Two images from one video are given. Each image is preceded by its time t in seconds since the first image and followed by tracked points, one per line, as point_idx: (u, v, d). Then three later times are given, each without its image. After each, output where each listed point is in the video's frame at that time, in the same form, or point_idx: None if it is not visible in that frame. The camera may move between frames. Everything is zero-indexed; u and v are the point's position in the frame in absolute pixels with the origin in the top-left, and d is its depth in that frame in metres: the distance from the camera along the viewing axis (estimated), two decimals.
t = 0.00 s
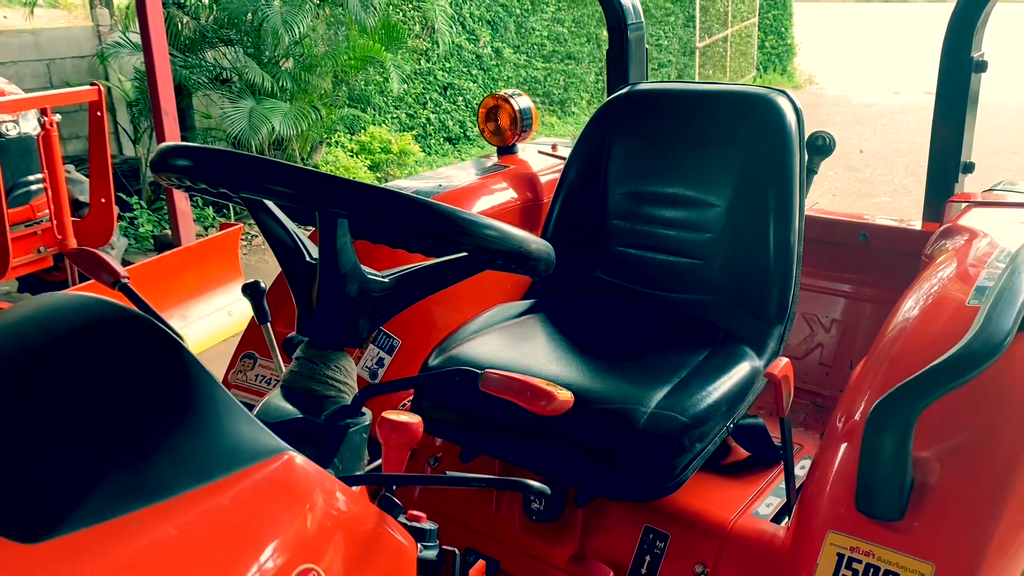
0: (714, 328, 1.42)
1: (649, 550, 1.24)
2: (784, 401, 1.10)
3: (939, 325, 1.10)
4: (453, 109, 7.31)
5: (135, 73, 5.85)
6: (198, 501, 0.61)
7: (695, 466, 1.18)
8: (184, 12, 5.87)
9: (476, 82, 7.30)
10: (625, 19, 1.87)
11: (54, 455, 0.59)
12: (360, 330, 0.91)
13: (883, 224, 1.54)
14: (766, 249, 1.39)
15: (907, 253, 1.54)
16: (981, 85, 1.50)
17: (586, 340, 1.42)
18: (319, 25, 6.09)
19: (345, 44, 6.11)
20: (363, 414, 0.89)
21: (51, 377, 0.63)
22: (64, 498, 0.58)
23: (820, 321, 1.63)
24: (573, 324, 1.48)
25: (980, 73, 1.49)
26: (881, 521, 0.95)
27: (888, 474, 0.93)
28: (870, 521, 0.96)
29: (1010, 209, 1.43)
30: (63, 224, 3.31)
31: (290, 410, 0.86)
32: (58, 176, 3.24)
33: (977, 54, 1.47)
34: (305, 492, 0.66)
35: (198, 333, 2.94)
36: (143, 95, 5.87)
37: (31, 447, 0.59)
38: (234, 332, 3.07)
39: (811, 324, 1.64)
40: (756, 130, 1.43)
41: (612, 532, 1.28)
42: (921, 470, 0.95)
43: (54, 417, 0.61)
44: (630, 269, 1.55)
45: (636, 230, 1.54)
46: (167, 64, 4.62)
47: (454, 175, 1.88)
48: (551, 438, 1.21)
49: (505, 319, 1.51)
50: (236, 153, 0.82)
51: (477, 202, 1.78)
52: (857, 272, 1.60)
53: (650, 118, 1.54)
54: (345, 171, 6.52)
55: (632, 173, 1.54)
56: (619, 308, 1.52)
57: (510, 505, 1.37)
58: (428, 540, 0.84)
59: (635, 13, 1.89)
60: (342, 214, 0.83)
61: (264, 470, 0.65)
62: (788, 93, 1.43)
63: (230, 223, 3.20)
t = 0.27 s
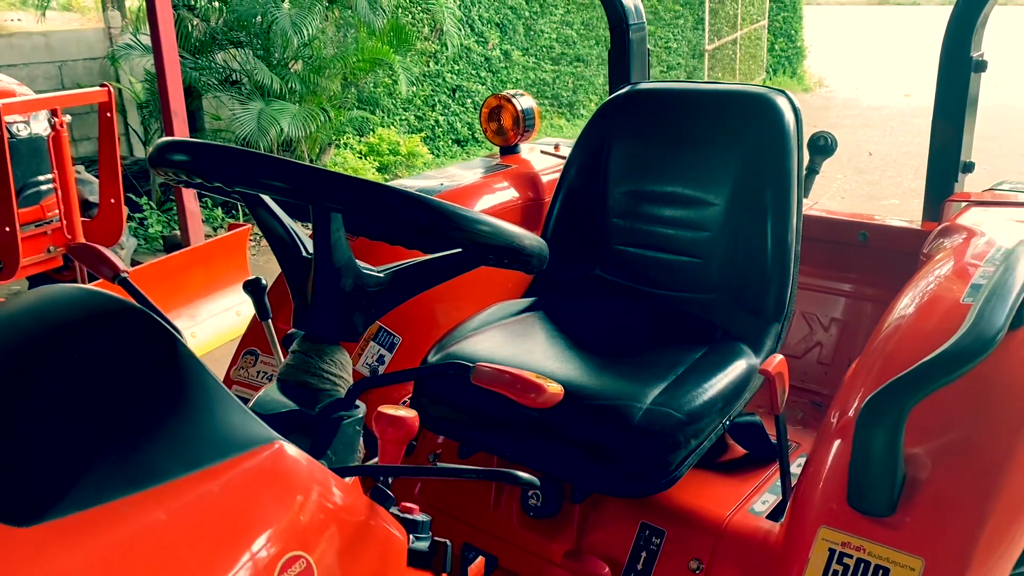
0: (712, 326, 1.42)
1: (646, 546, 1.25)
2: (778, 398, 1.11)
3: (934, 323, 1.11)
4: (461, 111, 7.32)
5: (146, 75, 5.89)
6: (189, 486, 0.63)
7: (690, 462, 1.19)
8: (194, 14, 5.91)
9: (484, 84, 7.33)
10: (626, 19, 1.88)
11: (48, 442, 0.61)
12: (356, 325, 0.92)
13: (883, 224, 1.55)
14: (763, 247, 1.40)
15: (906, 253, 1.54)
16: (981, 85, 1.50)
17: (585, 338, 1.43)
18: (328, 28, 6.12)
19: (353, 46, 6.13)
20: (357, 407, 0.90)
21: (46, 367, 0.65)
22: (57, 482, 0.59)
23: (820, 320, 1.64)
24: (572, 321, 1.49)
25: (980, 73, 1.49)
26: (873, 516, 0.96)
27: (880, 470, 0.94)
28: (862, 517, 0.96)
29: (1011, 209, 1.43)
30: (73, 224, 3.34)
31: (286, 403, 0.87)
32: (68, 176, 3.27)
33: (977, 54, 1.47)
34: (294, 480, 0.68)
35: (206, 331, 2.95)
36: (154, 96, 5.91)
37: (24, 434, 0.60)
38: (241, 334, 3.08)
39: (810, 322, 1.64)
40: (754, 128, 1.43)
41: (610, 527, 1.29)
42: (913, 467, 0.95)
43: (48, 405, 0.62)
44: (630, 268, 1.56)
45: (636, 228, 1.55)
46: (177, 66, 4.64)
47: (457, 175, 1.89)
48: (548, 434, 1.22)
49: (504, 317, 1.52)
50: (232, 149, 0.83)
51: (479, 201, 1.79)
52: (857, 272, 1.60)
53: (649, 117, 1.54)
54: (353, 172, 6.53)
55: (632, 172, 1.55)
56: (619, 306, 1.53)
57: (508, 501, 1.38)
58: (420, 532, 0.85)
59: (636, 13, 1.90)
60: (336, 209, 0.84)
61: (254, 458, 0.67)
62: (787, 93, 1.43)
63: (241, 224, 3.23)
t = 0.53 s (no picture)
0: (708, 323, 1.43)
1: (639, 541, 1.26)
2: (770, 394, 1.11)
3: (926, 318, 1.11)
4: (469, 112, 7.34)
5: (155, 76, 5.93)
6: (176, 471, 0.64)
7: (683, 457, 1.20)
8: (203, 16, 5.95)
9: (492, 85, 7.34)
10: (627, 18, 1.89)
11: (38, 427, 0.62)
12: (348, 318, 0.93)
13: (880, 222, 1.55)
14: (759, 245, 1.40)
15: (903, 251, 1.54)
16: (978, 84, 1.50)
17: (582, 334, 1.44)
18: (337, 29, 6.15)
19: (361, 47, 6.16)
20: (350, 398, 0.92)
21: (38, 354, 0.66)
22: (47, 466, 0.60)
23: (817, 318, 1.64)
24: (570, 318, 1.50)
25: (978, 72, 1.49)
26: (861, 510, 0.96)
27: (868, 464, 0.94)
28: (851, 510, 0.97)
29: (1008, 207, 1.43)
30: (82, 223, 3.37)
31: (278, 393, 0.89)
32: (77, 175, 3.30)
33: (974, 53, 1.48)
34: (280, 467, 0.69)
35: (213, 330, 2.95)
36: (163, 97, 5.95)
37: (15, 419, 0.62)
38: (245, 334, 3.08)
39: (807, 319, 1.64)
40: (750, 126, 1.44)
41: (604, 521, 1.30)
42: (902, 461, 0.96)
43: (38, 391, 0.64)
44: (628, 265, 1.57)
45: (633, 226, 1.56)
46: (185, 66, 4.67)
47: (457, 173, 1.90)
48: (544, 430, 1.23)
49: (502, 313, 1.53)
50: (226, 143, 0.85)
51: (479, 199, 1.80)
52: (856, 270, 1.60)
53: (647, 115, 1.55)
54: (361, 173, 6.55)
55: (630, 170, 1.56)
56: (616, 303, 1.54)
57: (504, 498, 1.39)
58: (410, 522, 0.85)
59: (637, 13, 1.90)
60: (328, 202, 0.86)
61: (241, 445, 0.68)
62: (783, 91, 1.44)
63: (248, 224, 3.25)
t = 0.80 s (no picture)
0: (704, 320, 1.43)
1: (633, 536, 1.26)
2: (761, 389, 1.12)
3: (917, 314, 1.12)
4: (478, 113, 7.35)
5: (165, 77, 5.98)
6: (161, 456, 0.65)
7: (675, 452, 1.21)
8: (213, 17, 5.99)
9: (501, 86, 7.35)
10: (628, 18, 1.89)
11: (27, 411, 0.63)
12: (340, 310, 0.94)
13: (878, 220, 1.55)
14: (755, 242, 1.41)
15: (901, 249, 1.55)
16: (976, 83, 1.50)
17: (578, 330, 1.45)
18: (346, 30, 6.18)
19: (370, 48, 6.20)
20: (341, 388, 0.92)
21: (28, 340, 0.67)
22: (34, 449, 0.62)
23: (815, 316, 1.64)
24: (567, 314, 1.50)
25: (975, 71, 1.49)
26: (848, 503, 0.96)
27: (855, 458, 0.95)
28: (839, 504, 0.97)
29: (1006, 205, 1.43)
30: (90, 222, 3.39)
31: (269, 383, 0.89)
32: (86, 175, 3.33)
33: (972, 52, 1.48)
34: (265, 454, 0.71)
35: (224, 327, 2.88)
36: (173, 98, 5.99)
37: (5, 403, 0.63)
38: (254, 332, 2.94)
39: (805, 318, 1.65)
40: (747, 125, 1.44)
41: (598, 516, 1.30)
42: (890, 455, 0.96)
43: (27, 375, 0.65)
44: (626, 263, 1.57)
45: (631, 223, 1.56)
46: (195, 67, 4.71)
47: (458, 171, 1.91)
48: (539, 426, 1.24)
49: (499, 309, 1.54)
50: (219, 135, 0.86)
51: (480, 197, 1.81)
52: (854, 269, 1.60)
53: (645, 113, 1.56)
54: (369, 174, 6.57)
55: (627, 168, 1.57)
56: (613, 300, 1.54)
57: (499, 492, 1.41)
58: (398, 511, 0.86)
59: (637, 12, 1.91)
60: (318, 195, 0.87)
61: (225, 431, 0.70)
62: (780, 89, 1.44)
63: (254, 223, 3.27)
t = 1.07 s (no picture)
0: (702, 319, 1.44)
1: (628, 533, 1.27)
2: (757, 386, 1.12)
3: (913, 312, 1.12)
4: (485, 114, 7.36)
5: (173, 77, 6.00)
6: (151, 445, 0.66)
7: (670, 449, 1.22)
8: (221, 18, 6.02)
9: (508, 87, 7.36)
10: (629, 17, 1.90)
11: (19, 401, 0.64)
12: (335, 305, 0.95)
13: (877, 220, 1.55)
14: (752, 241, 1.41)
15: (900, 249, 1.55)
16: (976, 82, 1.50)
17: (577, 327, 1.45)
18: (353, 31, 6.20)
19: (378, 49, 6.22)
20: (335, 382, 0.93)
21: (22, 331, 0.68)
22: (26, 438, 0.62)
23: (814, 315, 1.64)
24: (565, 312, 1.51)
25: (975, 70, 1.49)
26: (840, 500, 0.97)
27: (847, 455, 0.95)
28: (832, 501, 0.98)
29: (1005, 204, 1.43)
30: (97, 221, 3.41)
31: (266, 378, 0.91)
32: (94, 174, 3.35)
33: (972, 51, 1.48)
34: (255, 445, 0.72)
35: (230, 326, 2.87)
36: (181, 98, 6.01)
37: None
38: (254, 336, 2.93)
39: (803, 316, 1.65)
40: (745, 124, 1.44)
41: (594, 512, 1.31)
42: (883, 452, 0.97)
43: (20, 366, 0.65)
44: (625, 261, 1.58)
45: (630, 222, 1.57)
46: (203, 67, 4.73)
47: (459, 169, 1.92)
48: (536, 423, 1.25)
49: (499, 307, 1.55)
50: (215, 131, 0.87)
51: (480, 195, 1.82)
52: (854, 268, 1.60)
53: (645, 112, 1.56)
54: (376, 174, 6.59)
55: (626, 166, 1.57)
56: (612, 298, 1.55)
57: (497, 488, 1.41)
58: (391, 504, 0.87)
59: (639, 11, 1.91)
60: (313, 190, 0.87)
61: (216, 422, 0.70)
62: (779, 88, 1.44)
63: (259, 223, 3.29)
